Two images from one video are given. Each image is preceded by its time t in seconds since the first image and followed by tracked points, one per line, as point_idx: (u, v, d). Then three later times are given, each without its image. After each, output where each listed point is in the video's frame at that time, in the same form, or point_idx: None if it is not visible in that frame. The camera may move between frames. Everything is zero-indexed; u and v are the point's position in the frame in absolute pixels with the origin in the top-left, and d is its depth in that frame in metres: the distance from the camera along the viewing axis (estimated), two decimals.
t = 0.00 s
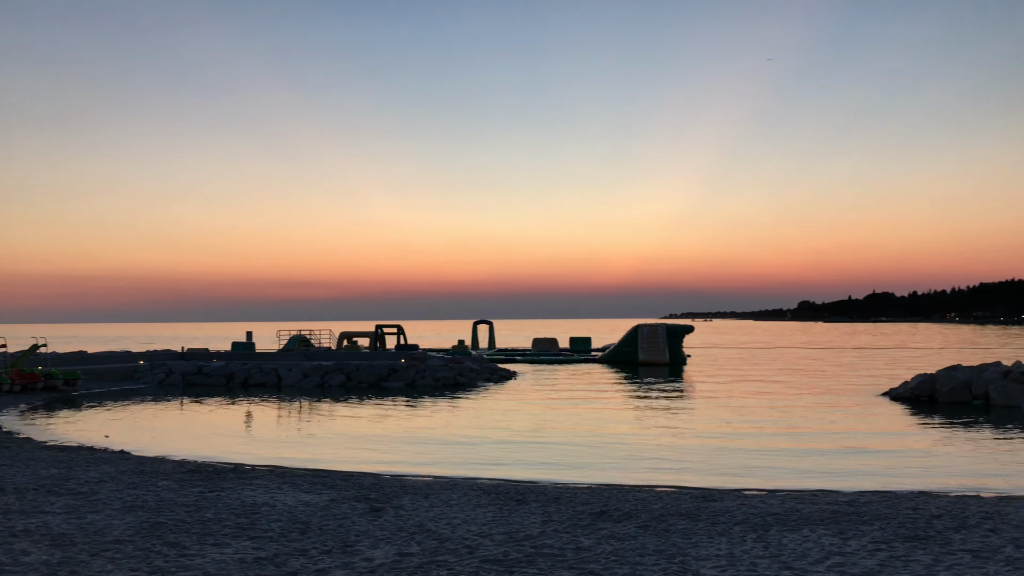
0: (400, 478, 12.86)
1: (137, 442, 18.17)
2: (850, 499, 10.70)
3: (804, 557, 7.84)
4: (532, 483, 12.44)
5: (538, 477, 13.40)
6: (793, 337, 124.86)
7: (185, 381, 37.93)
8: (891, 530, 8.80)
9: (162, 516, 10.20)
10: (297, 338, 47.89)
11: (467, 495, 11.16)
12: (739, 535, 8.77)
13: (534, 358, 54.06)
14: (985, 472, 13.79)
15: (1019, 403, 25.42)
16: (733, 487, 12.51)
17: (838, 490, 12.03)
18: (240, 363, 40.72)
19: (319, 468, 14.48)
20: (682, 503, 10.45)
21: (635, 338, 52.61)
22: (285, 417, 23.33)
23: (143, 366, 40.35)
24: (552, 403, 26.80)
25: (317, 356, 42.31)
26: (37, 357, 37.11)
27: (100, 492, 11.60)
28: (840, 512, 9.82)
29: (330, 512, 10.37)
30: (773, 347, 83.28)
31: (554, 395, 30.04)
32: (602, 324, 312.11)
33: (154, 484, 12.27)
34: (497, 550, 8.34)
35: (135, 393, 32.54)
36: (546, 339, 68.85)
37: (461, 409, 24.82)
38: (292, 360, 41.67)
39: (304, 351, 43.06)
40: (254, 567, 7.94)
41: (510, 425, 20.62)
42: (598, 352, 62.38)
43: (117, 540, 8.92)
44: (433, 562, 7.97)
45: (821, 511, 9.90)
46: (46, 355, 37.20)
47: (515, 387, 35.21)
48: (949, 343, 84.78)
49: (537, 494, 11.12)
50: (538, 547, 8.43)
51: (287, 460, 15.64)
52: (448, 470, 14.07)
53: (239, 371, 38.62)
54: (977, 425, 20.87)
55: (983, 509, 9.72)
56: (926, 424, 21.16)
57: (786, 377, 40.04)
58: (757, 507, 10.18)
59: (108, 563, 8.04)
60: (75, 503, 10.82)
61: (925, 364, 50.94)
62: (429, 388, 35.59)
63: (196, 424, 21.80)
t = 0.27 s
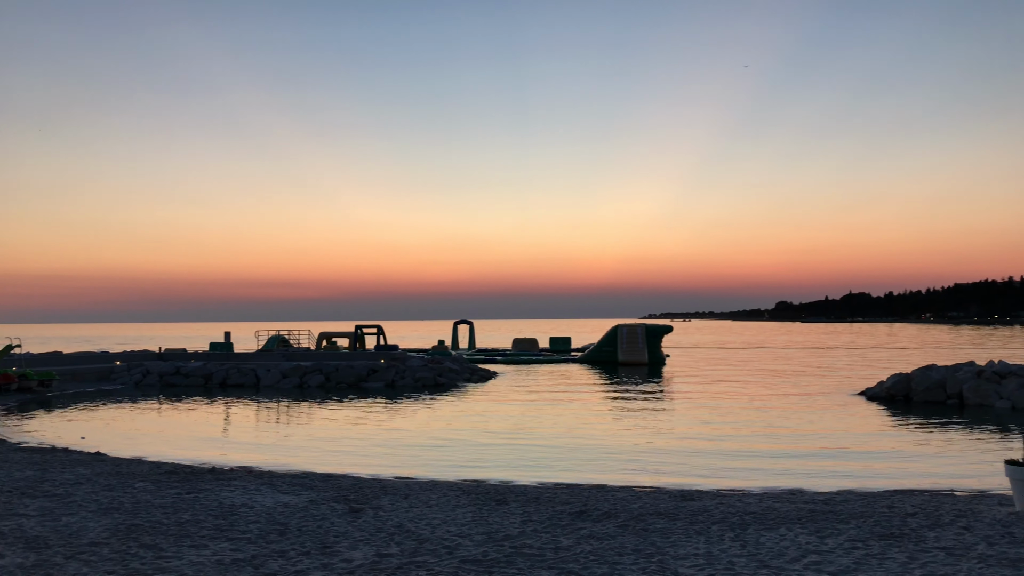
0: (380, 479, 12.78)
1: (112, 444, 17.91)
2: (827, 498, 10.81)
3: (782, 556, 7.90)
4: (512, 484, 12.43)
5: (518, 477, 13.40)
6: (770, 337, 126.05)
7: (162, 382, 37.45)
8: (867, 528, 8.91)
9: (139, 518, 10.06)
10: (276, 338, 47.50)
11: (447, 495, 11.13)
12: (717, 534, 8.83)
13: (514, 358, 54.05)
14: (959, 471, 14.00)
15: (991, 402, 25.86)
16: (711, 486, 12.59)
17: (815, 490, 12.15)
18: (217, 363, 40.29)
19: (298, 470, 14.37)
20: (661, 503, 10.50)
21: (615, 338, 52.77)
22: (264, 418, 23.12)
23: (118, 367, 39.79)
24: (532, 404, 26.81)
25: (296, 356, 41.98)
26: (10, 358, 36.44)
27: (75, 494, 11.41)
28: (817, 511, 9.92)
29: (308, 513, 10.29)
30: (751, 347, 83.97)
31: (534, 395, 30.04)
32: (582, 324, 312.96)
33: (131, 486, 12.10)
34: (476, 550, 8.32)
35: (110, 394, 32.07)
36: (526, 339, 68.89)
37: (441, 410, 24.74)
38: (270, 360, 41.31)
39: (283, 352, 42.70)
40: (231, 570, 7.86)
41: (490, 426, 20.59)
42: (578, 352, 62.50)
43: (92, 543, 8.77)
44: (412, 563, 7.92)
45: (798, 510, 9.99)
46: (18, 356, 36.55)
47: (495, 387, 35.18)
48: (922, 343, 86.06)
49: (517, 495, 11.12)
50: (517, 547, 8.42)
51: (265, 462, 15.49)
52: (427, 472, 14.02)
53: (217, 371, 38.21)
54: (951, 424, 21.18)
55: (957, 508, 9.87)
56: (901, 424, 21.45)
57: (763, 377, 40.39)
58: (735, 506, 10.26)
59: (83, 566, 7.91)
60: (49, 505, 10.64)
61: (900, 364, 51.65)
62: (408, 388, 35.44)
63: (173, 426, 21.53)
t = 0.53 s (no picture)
0: (360, 480, 12.70)
1: (87, 445, 17.64)
2: (805, 497, 10.92)
3: (760, 554, 7.97)
4: (492, 484, 12.41)
5: (499, 477, 13.39)
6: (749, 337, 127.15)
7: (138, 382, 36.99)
8: (844, 527, 9.01)
9: (115, 519, 9.91)
10: (255, 338, 47.10)
11: (427, 496, 11.10)
12: (697, 533, 8.89)
13: (495, 359, 54.04)
14: (935, 470, 14.20)
15: (966, 402, 26.25)
16: (691, 486, 12.66)
17: (793, 489, 12.26)
18: (195, 363, 39.84)
19: (278, 471, 14.25)
20: (641, 502, 10.54)
21: (596, 338, 52.94)
22: (243, 418, 22.92)
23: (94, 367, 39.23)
24: (514, 404, 26.82)
25: (275, 357, 41.65)
26: None
27: (49, 496, 11.23)
28: (796, 509, 10.01)
29: (287, 514, 10.20)
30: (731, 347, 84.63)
31: (515, 395, 30.03)
32: (563, 324, 313.79)
33: (107, 487, 11.92)
34: (456, 550, 8.30)
35: (86, 395, 31.62)
36: (507, 339, 68.90)
37: (422, 410, 24.66)
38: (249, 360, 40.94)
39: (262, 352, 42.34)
40: (209, 571, 7.77)
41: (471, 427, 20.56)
42: (559, 352, 62.61)
43: (67, 545, 8.64)
44: (391, 564, 7.89)
45: (777, 509, 10.08)
46: None
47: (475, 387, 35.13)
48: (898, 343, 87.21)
49: (497, 494, 11.11)
50: (497, 547, 8.42)
51: (243, 463, 15.34)
52: (408, 472, 13.96)
53: (195, 372, 37.81)
54: (928, 423, 21.46)
55: (932, 506, 10.01)
56: (878, 423, 21.70)
57: (743, 377, 40.70)
58: (714, 505, 10.33)
59: (58, 568, 7.77)
60: (23, 507, 10.45)
61: (876, 364, 52.28)
62: (388, 389, 35.30)
63: (150, 426, 21.27)
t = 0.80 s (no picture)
0: (340, 481, 12.63)
1: (63, 447, 17.37)
2: (784, 496, 11.01)
3: (739, 553, 8.03)
4: (474, 484, 12.39)
5: (481, 477, 13.38)
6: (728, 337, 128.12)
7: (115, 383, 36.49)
8: (822, 525, 9.10)
9: (91, 521, 9.77)
10: (234, 338, 46.67)
11: (408, 496, 11.06)
12: (676, 532, 8.94)
13: (477, 358, 53.99)
14: (913, 469, 14.38)
15: (943, 401, 26.63)
16: (672, 485, 12.72)
17: (772, 488, 12.37)
18: (173, 364, 39.38)
19: (258, 472, 14.13)
20: (622, 502, 10.58)
21: (577, 338, 53.07)
22: (222, 419, 22.70)
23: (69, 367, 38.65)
24: (496, 404, 26.80)
25: (254, 357, 41.29)
26: None
27: (24, 498, 11.05)
28: (775, 508, 10.10)
29: (267, 515, 10.11)
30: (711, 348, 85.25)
31: (496, 396, 30.01)
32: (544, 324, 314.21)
33: (83, 489, 11.75)
34: (437, 551, 8.28)
35: (62, 396, 31.16)
36: (489, 339, 68.87)
37: (402, 411, 24.57)
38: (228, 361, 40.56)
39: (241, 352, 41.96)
40: (187, 573, 7.68)
41: (452, 427, 20.51)
42: (540, 352, 62.68)
43: (42, 547, 8.50)
44: (371, 565, 7.84)
45: (756, 508, 10.17)
46: None
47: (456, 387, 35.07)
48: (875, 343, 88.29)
49: (478, 495, 11.10)
50: (479, 547, 8.40)
51: (222, 464, 15.20)
52: (389, 473, 13.89)
53: (173, 372, 37.39)
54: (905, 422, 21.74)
55: (909, 504, 10.14)
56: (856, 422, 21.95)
57: (723, 377, 40.99)
58: (693, 504, 10.39)
59: (32, 571, 7.64)
60: None
61: (853, 364, 52.91)
62: (369, 389, 35.14)
63: (128, 427, 21.00)
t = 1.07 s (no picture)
0: (320, 481, 12.53)
1: (36, 448, 17.08)
2: (762, 494, 11.10)
3: (718, 552, 8.08)
4: (454, 485, 12.36)
5: (462, 478, 13.35)
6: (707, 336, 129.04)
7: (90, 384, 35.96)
8: (800, 524, 9.18)
9: (66, 523, 9.61)
10: (212, 338, 46.19)
11: (388, 497, 11.00)
12: (656, 531, 8.98)
13: (457, 358, 53.91)
14: (889, 467, 14.56)
15: (920, 399, 27.02)
16: (652, 485, 12.77)
17: (751, 487, 12.47)
18: (149, 364, 38.89)
19: (237, 473, 13.98)
20: (602, 501, 10.61)
21: (557, 338, 53.16)
22: (199, 420, 22.45)
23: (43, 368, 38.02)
24: (476, 404, 26.76)
25: (233, 357, 40.89)
26: None
27: None
28: (753, 507, 10.19)
29: (245, 516, 10.01)
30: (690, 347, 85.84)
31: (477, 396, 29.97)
32: (524, 324, 314.47)
33: (57, 491, 11.55)
34: (417, 551, 8.24)
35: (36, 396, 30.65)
36: (469, 339, 68.80)
37: (382, 411, 24.46)
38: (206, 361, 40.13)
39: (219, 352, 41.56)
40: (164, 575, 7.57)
41: (432, 428, 20.44)
42: (520, 351, 62.71)
43: (14, 550, 8.34)
44: (350, 566, 7.79)
45: (735, 506, 10.24)
46: None
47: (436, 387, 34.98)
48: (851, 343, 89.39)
49: (458, 495, 11.07)
50: (459, 547, 8.37)
51: (200, 465, 15.03)
52: (368, 474, 13.81)
53: (150, 372, 36.92)
54: (881, 421, 22.02)
55: (886, 502, 10.26)
56: (833, 421, 22.18)
57: (702, 377, 41.28)
58: (673, 503, 10.45)
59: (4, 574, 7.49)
60: None
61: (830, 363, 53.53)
62: (349, 389, 34.94)
63: (103, 428, 20.70)
